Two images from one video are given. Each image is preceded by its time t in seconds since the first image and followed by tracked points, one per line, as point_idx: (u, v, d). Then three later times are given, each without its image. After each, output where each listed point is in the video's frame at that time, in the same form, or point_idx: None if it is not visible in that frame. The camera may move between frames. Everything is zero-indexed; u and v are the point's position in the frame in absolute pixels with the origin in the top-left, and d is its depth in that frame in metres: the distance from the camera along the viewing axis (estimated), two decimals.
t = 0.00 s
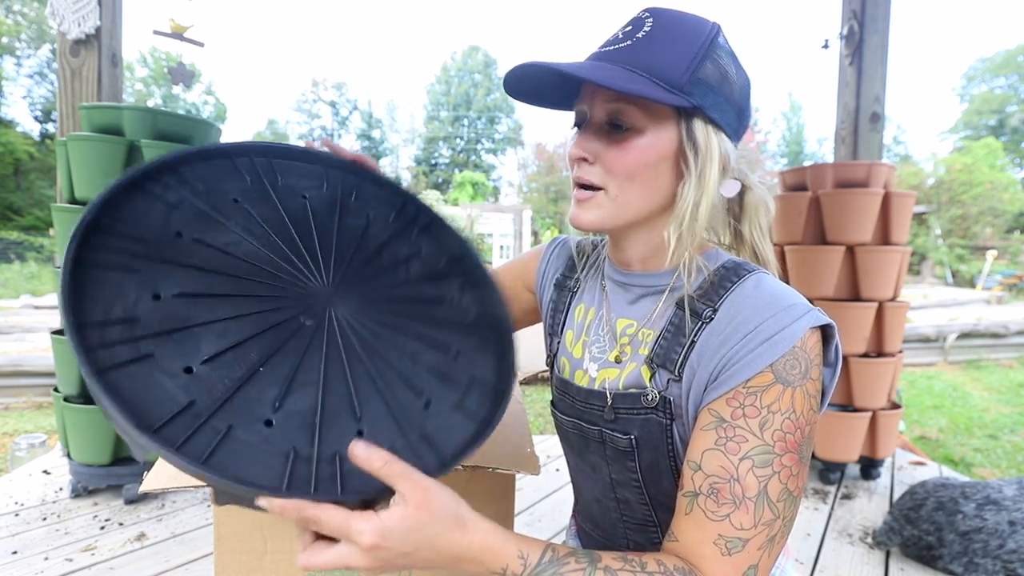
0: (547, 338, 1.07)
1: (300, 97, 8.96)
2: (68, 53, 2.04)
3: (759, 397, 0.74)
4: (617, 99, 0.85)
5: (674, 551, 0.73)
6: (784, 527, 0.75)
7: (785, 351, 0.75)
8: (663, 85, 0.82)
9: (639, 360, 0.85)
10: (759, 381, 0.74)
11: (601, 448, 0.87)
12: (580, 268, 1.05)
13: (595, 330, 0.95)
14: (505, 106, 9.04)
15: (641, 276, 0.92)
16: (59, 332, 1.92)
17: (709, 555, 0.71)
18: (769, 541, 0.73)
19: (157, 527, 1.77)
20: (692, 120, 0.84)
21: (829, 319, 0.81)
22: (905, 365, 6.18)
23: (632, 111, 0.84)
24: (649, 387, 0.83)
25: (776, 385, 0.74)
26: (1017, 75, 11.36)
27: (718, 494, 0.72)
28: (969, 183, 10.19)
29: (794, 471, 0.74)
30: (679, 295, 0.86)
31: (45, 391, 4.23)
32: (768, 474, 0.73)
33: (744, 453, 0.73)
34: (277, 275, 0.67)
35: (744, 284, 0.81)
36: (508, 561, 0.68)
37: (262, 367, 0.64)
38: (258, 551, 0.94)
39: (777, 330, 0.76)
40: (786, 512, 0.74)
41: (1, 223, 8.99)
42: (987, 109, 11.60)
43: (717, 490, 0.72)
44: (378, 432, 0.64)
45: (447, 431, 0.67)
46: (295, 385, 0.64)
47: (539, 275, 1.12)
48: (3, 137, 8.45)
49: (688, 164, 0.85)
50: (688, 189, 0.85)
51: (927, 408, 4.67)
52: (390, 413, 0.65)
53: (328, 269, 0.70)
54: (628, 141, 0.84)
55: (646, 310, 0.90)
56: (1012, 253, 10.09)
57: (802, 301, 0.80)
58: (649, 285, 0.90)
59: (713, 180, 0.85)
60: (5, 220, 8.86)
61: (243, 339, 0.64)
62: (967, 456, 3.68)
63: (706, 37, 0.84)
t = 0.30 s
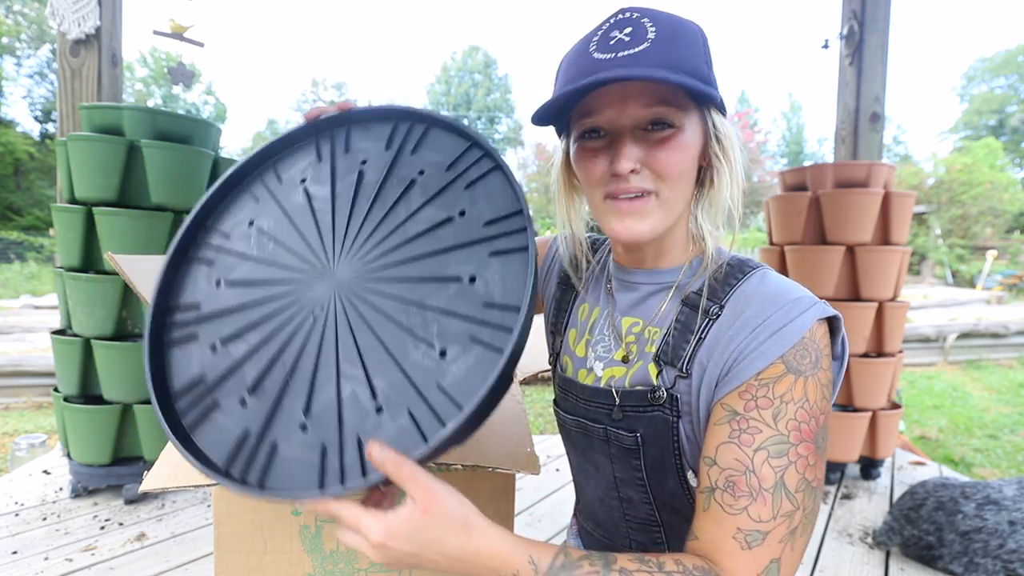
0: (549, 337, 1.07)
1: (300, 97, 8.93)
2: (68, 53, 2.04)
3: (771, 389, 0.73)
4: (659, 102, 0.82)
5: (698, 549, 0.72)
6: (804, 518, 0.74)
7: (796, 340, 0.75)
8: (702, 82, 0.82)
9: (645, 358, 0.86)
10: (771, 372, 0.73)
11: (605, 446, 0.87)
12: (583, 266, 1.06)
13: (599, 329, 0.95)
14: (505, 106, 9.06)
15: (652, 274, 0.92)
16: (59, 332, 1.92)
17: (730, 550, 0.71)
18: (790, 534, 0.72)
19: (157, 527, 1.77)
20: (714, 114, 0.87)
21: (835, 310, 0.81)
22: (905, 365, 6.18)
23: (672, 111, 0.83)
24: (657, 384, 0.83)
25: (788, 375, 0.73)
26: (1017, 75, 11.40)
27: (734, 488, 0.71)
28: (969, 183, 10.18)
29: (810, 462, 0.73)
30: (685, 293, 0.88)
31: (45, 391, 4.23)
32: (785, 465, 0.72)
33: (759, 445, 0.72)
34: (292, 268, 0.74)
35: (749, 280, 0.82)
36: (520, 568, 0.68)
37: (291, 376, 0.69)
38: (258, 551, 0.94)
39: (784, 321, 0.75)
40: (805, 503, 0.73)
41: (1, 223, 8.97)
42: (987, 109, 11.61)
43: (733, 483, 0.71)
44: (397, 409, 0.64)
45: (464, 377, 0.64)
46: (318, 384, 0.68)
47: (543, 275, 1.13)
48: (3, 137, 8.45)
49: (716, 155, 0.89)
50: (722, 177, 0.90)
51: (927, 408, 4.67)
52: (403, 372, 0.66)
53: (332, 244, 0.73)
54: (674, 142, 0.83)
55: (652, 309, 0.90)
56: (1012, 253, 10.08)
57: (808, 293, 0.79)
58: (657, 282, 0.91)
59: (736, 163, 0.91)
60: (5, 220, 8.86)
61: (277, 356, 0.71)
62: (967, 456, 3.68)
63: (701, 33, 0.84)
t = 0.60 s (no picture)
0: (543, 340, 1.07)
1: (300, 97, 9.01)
2: (68, 53, 2.04)
3: (763, 396, 0.73)
4: (645, 102, 0.82)
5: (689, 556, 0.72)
6: (797, 527, 0.74)
7: (788, 349, 0.75)
8: (692, 86, 0.81)
9: (639, 364, 0.86)
10: (764, 379, 0.74)
11: (601, 452, 0.88)
12: (577, 268, 1.07)
13: (592, 333, 0.95)
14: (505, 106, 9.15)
15: (642, 278, 0.93)
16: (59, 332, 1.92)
17: (722, 559, 0.70)
18: (782, 543, 0.72)
19: (158, 527, 1.77)
20: (708, 121, 0.86)
21: (830, 315, 0.81)
22: (905, 365, 6.18)
23: (659, 114, 0.83)
24: (651, 391, 0.83)
25: (781, 383, 0.74)
26: (1017, 75, 11.48)
27: (726, 497, 0.71)
28: (969, 183, 10.15)
29: (802, 470, 0.73)
30: (678, 297, 0.88)
31: (45, 391, 4.24)
32: (778, 474, 0.72)
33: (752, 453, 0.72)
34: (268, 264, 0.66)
35: (742, 284, 0.82)
36: (529, 552, 0.63)
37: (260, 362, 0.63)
38: (259, 550, 0.93)
39: (775, 331, 0.75)
40: (800, 512, 0.74)
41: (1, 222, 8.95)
42: (987, 109, 11.59)
43: (725, 493, 0.71)
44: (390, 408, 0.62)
45: (465, 386, 0.65)
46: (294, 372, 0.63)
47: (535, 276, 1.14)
48: (3, 137, 8.44)
49: (705, 163, 0.88)
50: (709, 188, 0.88)
51: (927, 408, 4.67)
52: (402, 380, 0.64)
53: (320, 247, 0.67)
54: (658, 146, 0.83)
55: (645, 314, 0.91)
56: (1012, 253, 10.07)
57: (801, 299, 0.80)
58: (648, 287, 0.92)
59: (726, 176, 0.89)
60: (5, 220, 8.84)
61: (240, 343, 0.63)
62: (967, 456, 3.68)
63: (705, 37, 0.85)
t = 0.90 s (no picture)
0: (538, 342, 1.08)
1: (300, 97, 9.45)
2: (68, 53, 2.04)
3: (765, 380, 0.73)
4: (633, 106, 0.82)
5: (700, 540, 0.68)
6: (802, 514, 0.72)
7: (787, 335, 0.75)
8: (678, 85, 0.81)
9: (636, 364, 0.86)
10: (764, 365, 0.73)
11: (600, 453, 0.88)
12: (568, 272, 1.07)
13: (587, 334, 0.96)
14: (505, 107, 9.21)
15: (636, 279, 0.93)
16: (60, 332, 1.93)
17: (738, 543, 0.67)
18: (791, 529, 0.70)
19: (157, 527, 1.77)
20: (698, 121, 0.86)
21: (825, 308, 0.81)
22: (905, 365, 6.18)
23: (648, 115, 0.83)
24: (647, 389, 0.84)
25: (781, 367, 0.73)
26: (1017, 75, 11.27)
27: (737, 478, 0.69)
28: (969, 183, 10.10)
29: (807, 453, 0.72)
30: (673, 296, 0.88)
31: (45, 391, 4.23)
32: (786, 456, 0.70)
33: (759, 434, 0.70)
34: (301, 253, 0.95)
35: (738, 279, 0.82)
36: (591, 461, 0.60)
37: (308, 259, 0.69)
38: (259, 549, 0.93)
39: (772, 320, 0.75)
40: (804, 497, 0.72)
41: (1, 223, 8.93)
42: (987, 109, 11.57)
43: (735, 473, 0.69)
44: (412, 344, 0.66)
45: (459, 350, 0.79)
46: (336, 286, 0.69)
47: (528, 281, 1.16)
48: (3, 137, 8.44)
49: (698, 163, 0.87)
50: (702, 188, 0.88)
51: (927, 408, 4.67)
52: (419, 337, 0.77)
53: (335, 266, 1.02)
54: (648, 147, 0.83)
55: (640, 314, 0.91)
56: (1012, 253, 10.07)
57: (797, 291, 0.80)
58: (642, 287, 0.92)
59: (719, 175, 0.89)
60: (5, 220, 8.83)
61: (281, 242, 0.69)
62: (967, 456, 3.68)
63: (691, 37, 0.85)
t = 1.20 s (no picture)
0: (541, 341, 1.07)
1: (300, 97, 9.83)
2: (68, 53, 2.04)
3: (770, 384, 0.73)
4: (601, 108, 0.84)
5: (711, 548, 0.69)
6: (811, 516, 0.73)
7: (790, 337, 0.75)
8: (644, 85, 0.82)
9: (638, 362, 0.86)
10: (768, 368, 0.73)
11: (601, 452, 0.88)
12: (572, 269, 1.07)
13: (590, 332, 0.95)
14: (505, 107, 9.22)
15: (637, 277, 0.92)
16: (60, 332, 1.93)
17: (748, 550, 0.68)
18: (801, 532, 0.71)
19: (157, 527, 1.77)
20: (676, 115, 0.85)
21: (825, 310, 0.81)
22: (905, 365, 6.18)
23: (617, 116, 0.84)
24: (650, 388, 0.83)
25: (785, 370, 0.73)
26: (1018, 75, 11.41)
27: (746, 485, 0.69)
28: (969, 183, 10.05)
29: (813, 456, 0.73)
30: (675, 295, 0.87)
31: (45, 391, 4.23)
32: (794, 461, 0.71)
33: (766, 439, 0.71)
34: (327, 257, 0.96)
35: (740, 280, 0.82)
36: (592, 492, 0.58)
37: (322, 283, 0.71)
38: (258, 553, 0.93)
39: (773, 323, 0.75)
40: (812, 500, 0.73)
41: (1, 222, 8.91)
42: (987, 109, 11.56)
43: (744, 480, 0.69)
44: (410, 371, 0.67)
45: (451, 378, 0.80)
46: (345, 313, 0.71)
47: (533, 277, 1.15)
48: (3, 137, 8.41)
49: (679, 159, 0.86)
50: (686, 184, 0.86)
51: (927, 408, 4.67)
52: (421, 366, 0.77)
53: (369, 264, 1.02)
54: (619, 147, 0.84)
55: (642, 313, 0.90)
56: (1012, 253, 10.06)
57: (798, 293, 0.80)
58: (643, 285, 0.91)
59: (705, 169, 0.87)
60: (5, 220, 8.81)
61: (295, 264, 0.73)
62: (967, 456, 3.68)
63: (666, 32, 0.84)
